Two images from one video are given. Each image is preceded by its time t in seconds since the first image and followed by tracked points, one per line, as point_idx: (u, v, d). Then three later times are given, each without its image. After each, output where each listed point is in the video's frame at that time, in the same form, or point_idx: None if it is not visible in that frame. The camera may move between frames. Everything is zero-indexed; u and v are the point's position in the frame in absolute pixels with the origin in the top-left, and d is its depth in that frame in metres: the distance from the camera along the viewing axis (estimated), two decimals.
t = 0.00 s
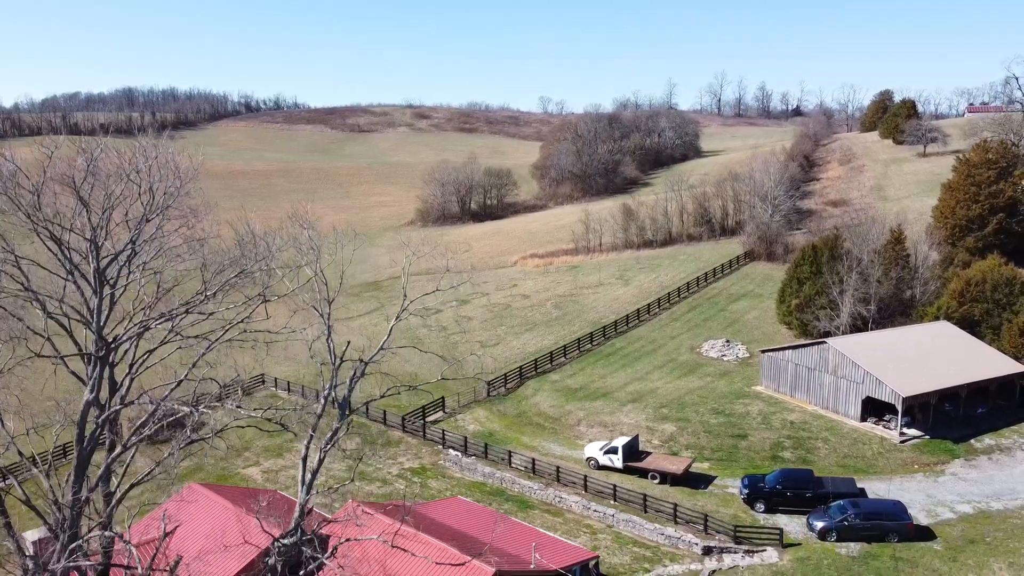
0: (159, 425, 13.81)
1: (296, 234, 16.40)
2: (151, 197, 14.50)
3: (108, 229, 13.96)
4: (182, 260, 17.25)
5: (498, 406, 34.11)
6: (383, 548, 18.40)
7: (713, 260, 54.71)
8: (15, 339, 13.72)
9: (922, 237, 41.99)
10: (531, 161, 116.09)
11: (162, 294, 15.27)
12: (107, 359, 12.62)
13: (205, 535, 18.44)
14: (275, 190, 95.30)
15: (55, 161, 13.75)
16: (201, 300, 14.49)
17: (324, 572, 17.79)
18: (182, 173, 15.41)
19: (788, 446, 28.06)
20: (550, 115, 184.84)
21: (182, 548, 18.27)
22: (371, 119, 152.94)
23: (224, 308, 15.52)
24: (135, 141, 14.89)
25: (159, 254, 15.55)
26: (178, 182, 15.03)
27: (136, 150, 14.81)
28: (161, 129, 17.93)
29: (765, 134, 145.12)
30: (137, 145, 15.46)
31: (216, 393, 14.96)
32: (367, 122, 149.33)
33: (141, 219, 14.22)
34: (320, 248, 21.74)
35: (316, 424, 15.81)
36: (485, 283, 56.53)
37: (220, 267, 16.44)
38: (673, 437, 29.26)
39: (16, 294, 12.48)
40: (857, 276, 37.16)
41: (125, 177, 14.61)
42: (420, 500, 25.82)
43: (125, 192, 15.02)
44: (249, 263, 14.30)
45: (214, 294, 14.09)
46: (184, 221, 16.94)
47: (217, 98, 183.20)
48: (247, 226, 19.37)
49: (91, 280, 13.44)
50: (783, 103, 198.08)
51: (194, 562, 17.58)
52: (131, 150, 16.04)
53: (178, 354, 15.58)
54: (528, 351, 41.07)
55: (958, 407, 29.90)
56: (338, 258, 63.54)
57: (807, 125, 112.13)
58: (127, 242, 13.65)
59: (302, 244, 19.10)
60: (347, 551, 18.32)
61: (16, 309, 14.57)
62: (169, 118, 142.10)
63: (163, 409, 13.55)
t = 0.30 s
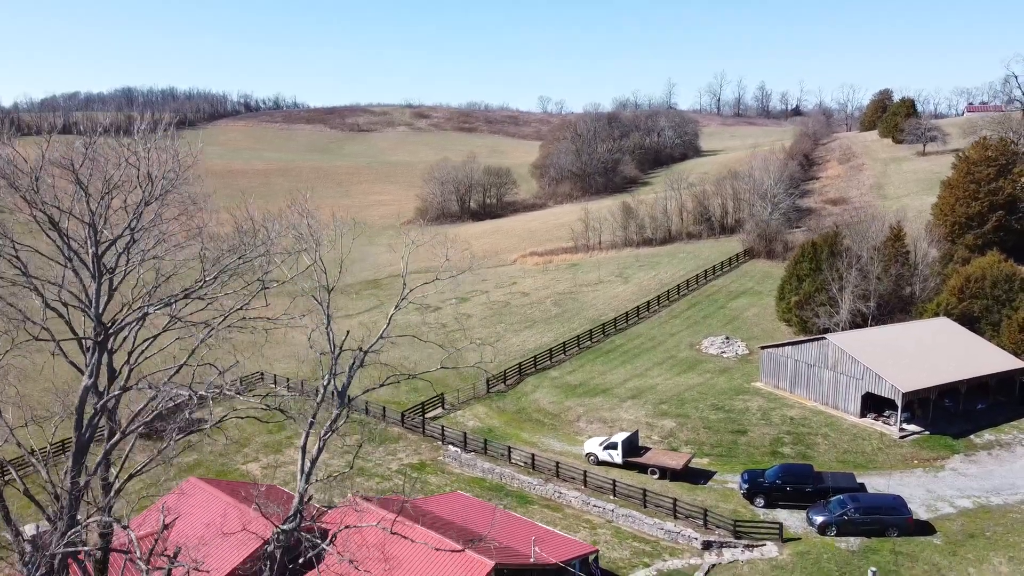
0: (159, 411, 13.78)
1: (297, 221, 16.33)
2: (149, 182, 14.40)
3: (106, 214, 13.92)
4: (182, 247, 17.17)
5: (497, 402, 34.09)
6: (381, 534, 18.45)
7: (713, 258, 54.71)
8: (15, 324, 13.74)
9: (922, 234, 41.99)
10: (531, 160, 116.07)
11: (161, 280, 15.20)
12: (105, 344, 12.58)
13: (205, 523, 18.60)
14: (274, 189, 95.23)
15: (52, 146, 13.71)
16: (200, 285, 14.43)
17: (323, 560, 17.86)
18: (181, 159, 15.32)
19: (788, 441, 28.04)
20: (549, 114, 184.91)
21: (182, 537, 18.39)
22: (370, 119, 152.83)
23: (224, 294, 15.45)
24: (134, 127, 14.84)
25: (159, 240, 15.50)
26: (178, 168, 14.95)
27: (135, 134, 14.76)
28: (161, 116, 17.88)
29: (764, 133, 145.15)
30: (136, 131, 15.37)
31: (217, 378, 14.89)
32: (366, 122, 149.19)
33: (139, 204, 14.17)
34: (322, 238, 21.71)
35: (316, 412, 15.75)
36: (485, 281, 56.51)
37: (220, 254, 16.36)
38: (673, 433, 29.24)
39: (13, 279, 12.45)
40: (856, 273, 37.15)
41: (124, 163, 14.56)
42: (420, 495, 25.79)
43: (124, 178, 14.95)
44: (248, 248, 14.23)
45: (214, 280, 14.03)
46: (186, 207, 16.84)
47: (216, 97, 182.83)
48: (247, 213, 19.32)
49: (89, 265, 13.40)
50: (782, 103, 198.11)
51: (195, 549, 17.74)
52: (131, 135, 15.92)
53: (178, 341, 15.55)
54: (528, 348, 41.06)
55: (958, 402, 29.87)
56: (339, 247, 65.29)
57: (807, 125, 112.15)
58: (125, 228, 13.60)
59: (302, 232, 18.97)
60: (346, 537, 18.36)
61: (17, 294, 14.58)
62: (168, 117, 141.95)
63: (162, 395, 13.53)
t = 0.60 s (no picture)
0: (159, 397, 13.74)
1: (298, 208, 16.15)
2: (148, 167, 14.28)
3: (105, 199, 13.83)
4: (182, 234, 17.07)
5: (497, 399, 34.07)
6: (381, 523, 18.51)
7: (712, 256, 54.70)
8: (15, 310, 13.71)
9: (921, 231, 41.97)
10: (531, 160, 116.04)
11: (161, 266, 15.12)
12: (103, 330, 12.51)
13: (207, 511, 18.73)
14: (274, 188, 95.12)
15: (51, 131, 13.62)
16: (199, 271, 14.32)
17: (323, 551, 17.88)
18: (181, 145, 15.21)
19: (788, 437, 28.02)
20: (549, 113, 184.94)
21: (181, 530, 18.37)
22: (370, 119, 152.73)
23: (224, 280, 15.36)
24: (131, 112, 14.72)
25: (158, 227, 15.42)
26: (178, 153, 14.83)
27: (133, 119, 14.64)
28: (161, 103, 17.78)
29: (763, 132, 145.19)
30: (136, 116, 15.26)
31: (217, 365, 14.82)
32: (366, 121, 149.13)
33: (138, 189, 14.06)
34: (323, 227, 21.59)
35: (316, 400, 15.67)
36: (485, 279, 56.47)
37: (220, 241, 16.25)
38: (672, 429, 29.22)
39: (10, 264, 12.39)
40: (856, 269, 37.14)
41: (123, 147, 14.46)
42: (419, 490, 25.75)
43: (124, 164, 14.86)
44: (248, 235, 14.13)
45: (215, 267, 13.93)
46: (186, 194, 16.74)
47: (214, 97, 182.47)
48: (247, 198, 19.23)
49: (88, 251, 13.33)
50: (782, 103, 198.15)
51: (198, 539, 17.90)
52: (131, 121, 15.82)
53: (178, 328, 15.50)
54: (528, 345, 41.05)
55: (958, 398, 29.84)
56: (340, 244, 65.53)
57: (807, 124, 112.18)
58: (124, 212, 13.52)
59: (303, 219, 18.82)
60: (346, 526, 18.42)
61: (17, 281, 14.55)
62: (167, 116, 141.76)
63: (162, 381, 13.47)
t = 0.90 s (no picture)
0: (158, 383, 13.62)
1: (299, 195, 15.95)
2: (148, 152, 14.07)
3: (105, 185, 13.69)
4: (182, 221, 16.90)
5: (497, 395, 34.05)
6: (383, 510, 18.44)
7: (712, 253, 54.68)
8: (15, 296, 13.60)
9: (921, 228, 41.95)
10: (530, 159, 115.95)
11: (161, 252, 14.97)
12: (103, 316, 12.39)
13: (204, 499, 18.81)
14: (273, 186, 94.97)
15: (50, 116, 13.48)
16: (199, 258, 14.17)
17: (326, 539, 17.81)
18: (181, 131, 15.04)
19: (788, 432, 28.00)
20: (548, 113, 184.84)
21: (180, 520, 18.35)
22: (369, 118, 152.53)
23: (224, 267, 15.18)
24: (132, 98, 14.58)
25: (159, 214, 15.29)
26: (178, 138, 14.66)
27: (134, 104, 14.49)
28: (160, 88, 17.60)
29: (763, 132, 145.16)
30: (136, 101, 15.06)
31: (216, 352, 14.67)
32: (366, 121, 148.83)
33: (138, 174, 13.88)
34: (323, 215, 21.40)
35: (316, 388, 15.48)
36: (484, 276, 56.41)
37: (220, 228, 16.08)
38: (672, 425, 29.20)
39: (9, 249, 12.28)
40: (856, 266, 37.12)
41: (123, 133, 14.29)
42: (418, 486, 25.73)
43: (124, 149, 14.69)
44: (249, 221, 13.98)
45: (215, 253, 13.78)
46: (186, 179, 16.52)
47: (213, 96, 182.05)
48: (248, 185, 19.03)
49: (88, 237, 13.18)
50: (781, 103, 198.16)
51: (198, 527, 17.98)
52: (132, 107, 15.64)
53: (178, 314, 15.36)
54: (528, 341, 41.04)
55: (958, 394, 29.80)
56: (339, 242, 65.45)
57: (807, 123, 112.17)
58: (124, 198, 13.37)
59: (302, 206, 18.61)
60: (346, 513, 18.37)
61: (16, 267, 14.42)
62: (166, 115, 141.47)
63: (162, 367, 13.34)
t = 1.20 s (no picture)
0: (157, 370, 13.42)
1: (301, 182, 15.65)
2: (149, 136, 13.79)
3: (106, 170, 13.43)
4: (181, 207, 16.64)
5: (496, 391, 34.02)
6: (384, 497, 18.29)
7: (712, 251, 54.68)
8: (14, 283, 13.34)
9: (921, 226, 41.94)
10: (530, 158, 115.94)
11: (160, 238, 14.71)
12: (102, 301, 12.21)
13: (203, 488, 18.98)
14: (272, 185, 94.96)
15: (48, 100, 13.21)
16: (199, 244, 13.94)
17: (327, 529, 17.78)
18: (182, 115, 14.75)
19: (788, 428, 27.98)
20: (548, 112, 184.83)
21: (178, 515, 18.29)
22: (369, 117, 152.45)
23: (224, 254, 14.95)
24: (132, 81, 14.28)
25: (159, 200, 15.04)
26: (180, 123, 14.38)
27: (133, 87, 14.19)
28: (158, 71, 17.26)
29: (762, 131, 145.19)
30: (136, 84, 14.75)
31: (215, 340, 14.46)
32: (366, 120, 148.74)
33: (139, 159, 13.63)
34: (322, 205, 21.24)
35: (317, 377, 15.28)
36: (484, 274, 56.35)
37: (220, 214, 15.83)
38: (672, 421, 29.19)
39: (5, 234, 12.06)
40: (856, 263, 37.10)
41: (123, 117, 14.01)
42: (418, 481, 25.72)
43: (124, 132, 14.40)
44: (251, 207, 13.73)
45: (215, 239, 13.53)
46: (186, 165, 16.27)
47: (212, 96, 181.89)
48: (249, 170, 18.68)
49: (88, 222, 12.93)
50: (781, 103, 198.11)
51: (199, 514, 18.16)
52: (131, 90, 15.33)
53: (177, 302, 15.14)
54: (528, 338, 41.02)
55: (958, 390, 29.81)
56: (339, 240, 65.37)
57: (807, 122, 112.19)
58: (124, 183, 13.12)
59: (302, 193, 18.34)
60: (346, 502, 18.34)
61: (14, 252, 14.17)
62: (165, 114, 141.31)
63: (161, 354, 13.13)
